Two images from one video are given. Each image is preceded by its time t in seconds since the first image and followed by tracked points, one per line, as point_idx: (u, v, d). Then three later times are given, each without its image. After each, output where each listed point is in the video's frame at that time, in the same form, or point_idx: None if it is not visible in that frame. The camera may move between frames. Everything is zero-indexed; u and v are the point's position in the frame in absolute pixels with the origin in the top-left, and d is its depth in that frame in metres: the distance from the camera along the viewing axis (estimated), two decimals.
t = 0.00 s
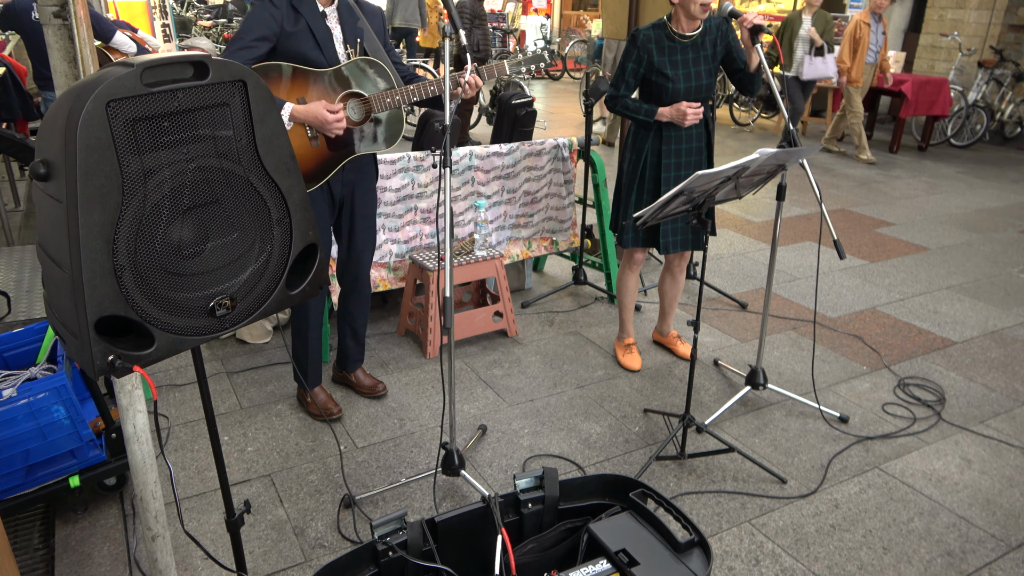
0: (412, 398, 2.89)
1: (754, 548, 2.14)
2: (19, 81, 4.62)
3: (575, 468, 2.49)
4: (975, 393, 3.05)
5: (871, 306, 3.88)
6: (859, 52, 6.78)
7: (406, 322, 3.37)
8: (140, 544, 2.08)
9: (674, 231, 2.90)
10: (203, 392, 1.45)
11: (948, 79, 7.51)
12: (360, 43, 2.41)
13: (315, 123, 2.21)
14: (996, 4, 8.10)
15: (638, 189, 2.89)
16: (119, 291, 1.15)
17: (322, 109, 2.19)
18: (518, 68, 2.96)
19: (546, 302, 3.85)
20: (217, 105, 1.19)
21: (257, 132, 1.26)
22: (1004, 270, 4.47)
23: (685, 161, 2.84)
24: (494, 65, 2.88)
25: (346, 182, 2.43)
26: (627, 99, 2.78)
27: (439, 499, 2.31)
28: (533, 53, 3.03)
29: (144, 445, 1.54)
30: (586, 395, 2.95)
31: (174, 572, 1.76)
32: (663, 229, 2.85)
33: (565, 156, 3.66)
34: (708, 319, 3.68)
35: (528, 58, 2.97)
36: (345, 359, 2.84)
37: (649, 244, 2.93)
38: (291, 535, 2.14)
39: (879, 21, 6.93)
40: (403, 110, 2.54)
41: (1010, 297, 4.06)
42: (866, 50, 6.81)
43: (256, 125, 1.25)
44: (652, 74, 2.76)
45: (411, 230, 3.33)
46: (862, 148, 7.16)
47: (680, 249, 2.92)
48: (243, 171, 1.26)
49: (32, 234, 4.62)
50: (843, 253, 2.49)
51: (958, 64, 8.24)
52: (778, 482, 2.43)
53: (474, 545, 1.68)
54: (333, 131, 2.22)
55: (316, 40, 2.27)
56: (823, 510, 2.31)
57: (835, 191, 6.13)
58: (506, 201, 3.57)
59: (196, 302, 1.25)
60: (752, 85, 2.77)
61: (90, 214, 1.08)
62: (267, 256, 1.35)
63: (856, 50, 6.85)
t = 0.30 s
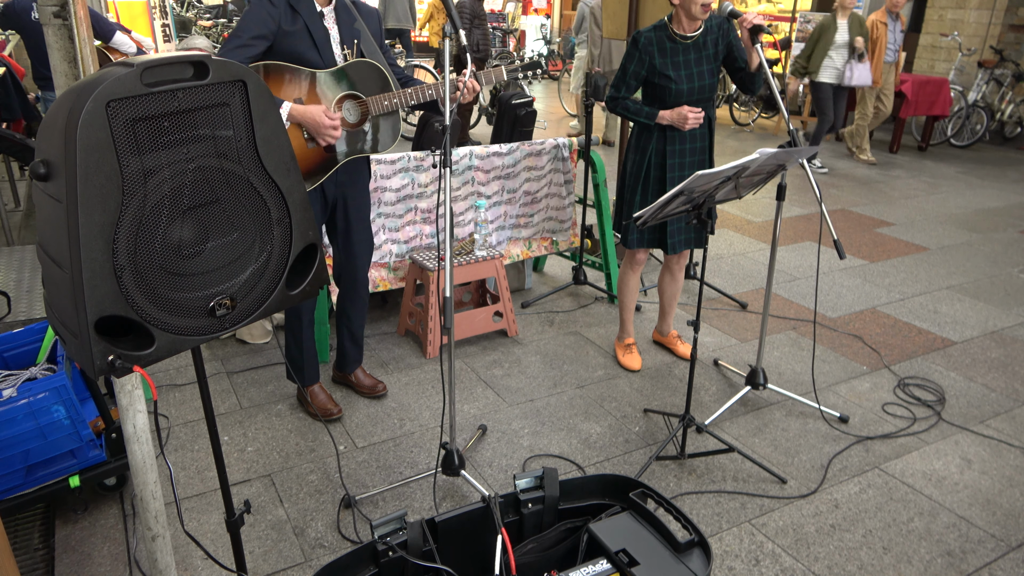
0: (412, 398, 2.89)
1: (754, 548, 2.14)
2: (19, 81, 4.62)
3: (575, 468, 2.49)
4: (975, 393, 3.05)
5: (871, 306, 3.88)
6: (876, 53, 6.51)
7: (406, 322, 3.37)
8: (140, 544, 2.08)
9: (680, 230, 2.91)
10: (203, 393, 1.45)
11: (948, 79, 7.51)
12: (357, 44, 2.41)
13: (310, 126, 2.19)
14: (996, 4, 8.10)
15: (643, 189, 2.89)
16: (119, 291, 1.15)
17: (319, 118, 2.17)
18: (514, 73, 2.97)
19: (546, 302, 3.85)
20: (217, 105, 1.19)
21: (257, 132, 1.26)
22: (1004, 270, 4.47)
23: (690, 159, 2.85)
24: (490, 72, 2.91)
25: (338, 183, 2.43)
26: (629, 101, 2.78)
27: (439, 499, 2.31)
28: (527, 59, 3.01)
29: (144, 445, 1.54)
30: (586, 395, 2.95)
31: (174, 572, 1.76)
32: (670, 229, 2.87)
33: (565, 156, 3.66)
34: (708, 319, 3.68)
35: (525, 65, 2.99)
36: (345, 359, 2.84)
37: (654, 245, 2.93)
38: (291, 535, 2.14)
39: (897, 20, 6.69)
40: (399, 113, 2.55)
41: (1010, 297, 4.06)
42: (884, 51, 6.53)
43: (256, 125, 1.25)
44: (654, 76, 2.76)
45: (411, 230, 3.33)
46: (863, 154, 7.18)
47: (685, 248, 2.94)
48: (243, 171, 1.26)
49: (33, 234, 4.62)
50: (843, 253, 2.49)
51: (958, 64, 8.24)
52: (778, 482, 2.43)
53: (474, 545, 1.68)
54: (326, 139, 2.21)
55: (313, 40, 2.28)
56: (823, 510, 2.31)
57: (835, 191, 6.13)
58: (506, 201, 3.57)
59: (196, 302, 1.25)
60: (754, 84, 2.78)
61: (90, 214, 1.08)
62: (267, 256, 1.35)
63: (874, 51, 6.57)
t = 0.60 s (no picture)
0: (412, 398, 2.89)
1: (754, 548, 2.14)
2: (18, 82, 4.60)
3: (575, 468, 2.49)
4: (975, 393, 3.05)
5: (871, 306, 3.88)
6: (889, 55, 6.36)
7: (406, 322, 3.37)
8: (140, 544, 2.08)
9: (681, 230, 2.91)
10: (203, 393, 1.45)
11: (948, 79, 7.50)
12: (355, 46, 2.40)
13: (304, 133, 2.18)
14: (996, 4, 8.10)
15: (644, 189, 2.89)
16: (119, 291, 1.15)
17: (314, 127, 2.15)
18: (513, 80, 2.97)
19: (546, 302, 3.85)
20: (217, 105, 1.19)
21: (257, 132, 1.26)
22: (1004, 270, 4.47)
23: (691, 159, 2.85)
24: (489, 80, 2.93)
25: (333, 184, 2.43)
26: (630, 102, 2.78)
27: (439, 499, 2.31)
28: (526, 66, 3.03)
29: (144, 445, 1.54)
30: (586, 395, 2.95)
31: (174, 572, 1.76)
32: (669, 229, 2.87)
33: (565, 156, 3.65)
34: (708, 319, 3.68)
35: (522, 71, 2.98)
36: (345, 359, 2.84)
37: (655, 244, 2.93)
38: (291, 535, 2.14)
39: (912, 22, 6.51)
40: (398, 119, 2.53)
41: (1010, 297, 4.06)
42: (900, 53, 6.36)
43: (256, 125, 1.25)
44: (654, 76, 2.76)
45: (411, 230, 3.33)
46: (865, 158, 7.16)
47: (686, 248, 2.94)
48: (243, 171, 1.26)
49: (32, 234, 4.62)
50: (843, 253, 2.49)
51: (958, 64, 8.24)
52: (778, 482, 2.43)
53: (474, 545, 1.68)
54: (318, 149, 2.20)
55: (311, 41, 2.27)
56: (823, 510, 2.31)
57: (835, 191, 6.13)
58: (506, 201, 3.57)
59: (196, 301, 1.25)
60: (754, 84, 2.78)
61: (90, 214, 1.09)
62: (267, 256, 1.35)
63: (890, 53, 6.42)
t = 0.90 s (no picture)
0: (412, 398, 2.89)
1: (754, 548, 2.14)
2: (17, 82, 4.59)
3: (575, 468, 2.49)
4: (975, 393, 3.05)
5: (871, 306, 3.88)
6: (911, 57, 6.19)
7: (406, 322, 3.37)
8: (140, 544, 2.08)
9: (683, 231, 2.92)
10: (203, 392, 1.45)
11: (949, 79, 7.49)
12: (351, 44, 2.42)
13: (313, 121, 2.21)
14: (996, 4, 8.10)
15: (645, 189, 2.89)
16: (119, 291, 1.15)
17: (320, 114, 2.19)
18: (508, 73, 2.96)
19: (546, 302, 3.85)
20: (217, 105, 1.19)
21: (257, 132, 1.26)
22: (1004, 270, 4.47)
23: (691, 159, 2.85)
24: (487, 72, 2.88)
25: (333, 184, 2.42)
26: (630, 100, 2.78)
27: (439, 499, 2.31)
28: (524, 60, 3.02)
29: (144, 445, 1.54)
30: (586, 395, 2.95)
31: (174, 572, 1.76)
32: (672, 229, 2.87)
33: (565, 156, 3.66)
34: (708, 319, 3.68)
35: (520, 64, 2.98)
36: (345, 359, 2.84)
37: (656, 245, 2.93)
38: (291, 535, 2.14)
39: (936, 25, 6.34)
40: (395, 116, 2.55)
41: (1010, 297, 4.06)
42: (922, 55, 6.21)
43: (256, 125, 1.25)
44: (655, 75, 2.76)
45: (411, 230, 3.33)
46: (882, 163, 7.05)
47: (688, 249, 2.95)
48: (244, 171, 1.26)
49: (32, 234, 4.61)
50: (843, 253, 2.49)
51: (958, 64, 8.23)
52: (778, 482, 2.43)
53: (474, 545, 1.68)
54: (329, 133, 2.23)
55: (308, 40, 2.27)
56: (823, 510, 2.31)
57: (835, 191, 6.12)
58: (506, 201, 3.57)
59: (196, 301, 1.25)
60: (751, 84, 2.79)
61: (90, 214, 1.08)
62: (267, 256, 1.35)
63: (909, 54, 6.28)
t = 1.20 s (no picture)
0: (412, 398, 2.89)
1: (754, 548, 2.14)
2: (17, 81, 4.55)
3: (575, 468, 2.49)
4: (975, 393, 3.05)
5: (871, 306, 3.88)
6: (937, 56, 6.19)
7: (406, 322, 3.37)
8: (140, 544, 2.08)
9: (683, 231, 2.91)
10: (203, 392, 1.45)
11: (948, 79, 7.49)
12: (349, 47, 2.41)
13: (308, 121, 2.15)
14: (996, 4, 8.11)
15: (643, 189, 2.89)
16: (119, 291, 1.15)
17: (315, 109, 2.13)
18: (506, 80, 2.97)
19: (546, 302, 3.85)
20: (217, 105, 1.19)
21: (257, 132, 1.26)
22: (1004, 270, 4.47)
23: (690, 160, 2.85)
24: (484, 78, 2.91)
25: (329, 186, 2.42)
26: (626, 100, 2.78)
27: (439, 499, 2.31)
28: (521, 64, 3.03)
29: (144, 445, 1.54)
30: (586, 395, 2.95)
31: (174, 572, 1.76)
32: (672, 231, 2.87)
33: (565, 156, 3.65)
34: (708, 319, 3.68)
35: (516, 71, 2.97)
36: (345, 359, 2.84)
37: (655, 246, 2.93)
38: (291, 535, 2.14)
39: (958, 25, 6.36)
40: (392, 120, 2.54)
41: (1010, 297, 4.06)
42: (945, 55, 6.23)
43: (256, 125, 1.25)
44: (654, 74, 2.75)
45: (411, 230, 3.33)
46: (909, 167, 6.82)
47: (687, 249, 2.95)
48: (244, 172, 1.26)
49: (32, 234, 4.61)
50: (843, 253, 2.48)
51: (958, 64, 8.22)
52: (778, 482, 2.43)
53: (474, 544, 1.68)
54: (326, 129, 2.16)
55: (306, 42, 2.27)
56: (823, 510, 2.31)
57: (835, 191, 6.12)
58: (506, 201, 3.57)
59: (196, 302, 1.25)
60: (750, 84, 2.79)
61: (90, 214, 1.08)
62: (267, 256, 1.35)
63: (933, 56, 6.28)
